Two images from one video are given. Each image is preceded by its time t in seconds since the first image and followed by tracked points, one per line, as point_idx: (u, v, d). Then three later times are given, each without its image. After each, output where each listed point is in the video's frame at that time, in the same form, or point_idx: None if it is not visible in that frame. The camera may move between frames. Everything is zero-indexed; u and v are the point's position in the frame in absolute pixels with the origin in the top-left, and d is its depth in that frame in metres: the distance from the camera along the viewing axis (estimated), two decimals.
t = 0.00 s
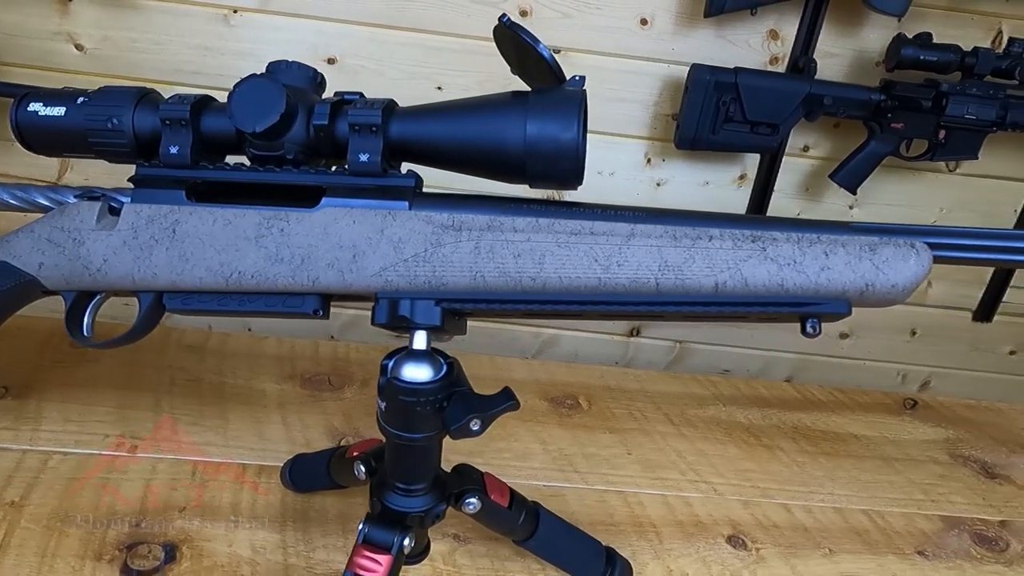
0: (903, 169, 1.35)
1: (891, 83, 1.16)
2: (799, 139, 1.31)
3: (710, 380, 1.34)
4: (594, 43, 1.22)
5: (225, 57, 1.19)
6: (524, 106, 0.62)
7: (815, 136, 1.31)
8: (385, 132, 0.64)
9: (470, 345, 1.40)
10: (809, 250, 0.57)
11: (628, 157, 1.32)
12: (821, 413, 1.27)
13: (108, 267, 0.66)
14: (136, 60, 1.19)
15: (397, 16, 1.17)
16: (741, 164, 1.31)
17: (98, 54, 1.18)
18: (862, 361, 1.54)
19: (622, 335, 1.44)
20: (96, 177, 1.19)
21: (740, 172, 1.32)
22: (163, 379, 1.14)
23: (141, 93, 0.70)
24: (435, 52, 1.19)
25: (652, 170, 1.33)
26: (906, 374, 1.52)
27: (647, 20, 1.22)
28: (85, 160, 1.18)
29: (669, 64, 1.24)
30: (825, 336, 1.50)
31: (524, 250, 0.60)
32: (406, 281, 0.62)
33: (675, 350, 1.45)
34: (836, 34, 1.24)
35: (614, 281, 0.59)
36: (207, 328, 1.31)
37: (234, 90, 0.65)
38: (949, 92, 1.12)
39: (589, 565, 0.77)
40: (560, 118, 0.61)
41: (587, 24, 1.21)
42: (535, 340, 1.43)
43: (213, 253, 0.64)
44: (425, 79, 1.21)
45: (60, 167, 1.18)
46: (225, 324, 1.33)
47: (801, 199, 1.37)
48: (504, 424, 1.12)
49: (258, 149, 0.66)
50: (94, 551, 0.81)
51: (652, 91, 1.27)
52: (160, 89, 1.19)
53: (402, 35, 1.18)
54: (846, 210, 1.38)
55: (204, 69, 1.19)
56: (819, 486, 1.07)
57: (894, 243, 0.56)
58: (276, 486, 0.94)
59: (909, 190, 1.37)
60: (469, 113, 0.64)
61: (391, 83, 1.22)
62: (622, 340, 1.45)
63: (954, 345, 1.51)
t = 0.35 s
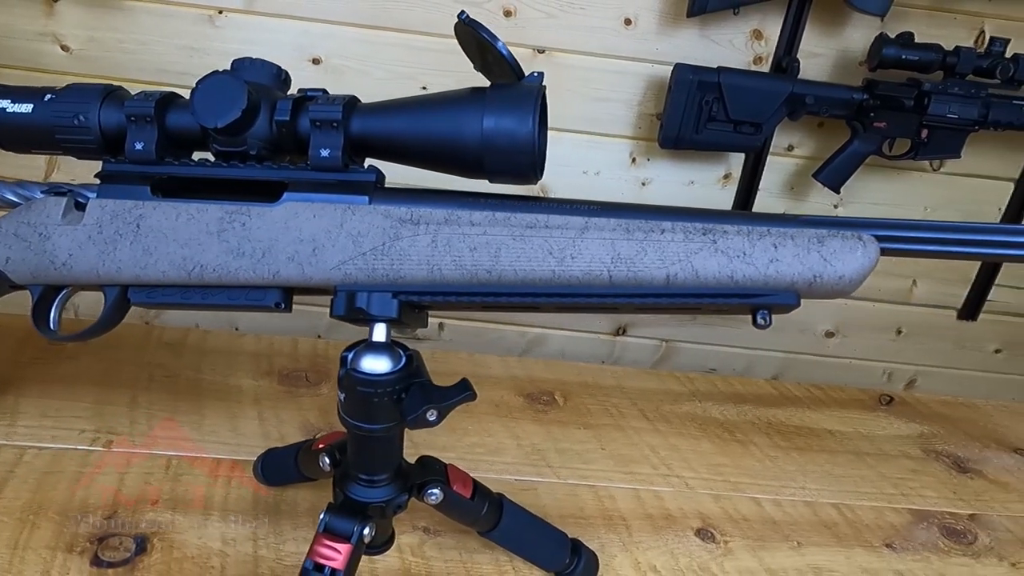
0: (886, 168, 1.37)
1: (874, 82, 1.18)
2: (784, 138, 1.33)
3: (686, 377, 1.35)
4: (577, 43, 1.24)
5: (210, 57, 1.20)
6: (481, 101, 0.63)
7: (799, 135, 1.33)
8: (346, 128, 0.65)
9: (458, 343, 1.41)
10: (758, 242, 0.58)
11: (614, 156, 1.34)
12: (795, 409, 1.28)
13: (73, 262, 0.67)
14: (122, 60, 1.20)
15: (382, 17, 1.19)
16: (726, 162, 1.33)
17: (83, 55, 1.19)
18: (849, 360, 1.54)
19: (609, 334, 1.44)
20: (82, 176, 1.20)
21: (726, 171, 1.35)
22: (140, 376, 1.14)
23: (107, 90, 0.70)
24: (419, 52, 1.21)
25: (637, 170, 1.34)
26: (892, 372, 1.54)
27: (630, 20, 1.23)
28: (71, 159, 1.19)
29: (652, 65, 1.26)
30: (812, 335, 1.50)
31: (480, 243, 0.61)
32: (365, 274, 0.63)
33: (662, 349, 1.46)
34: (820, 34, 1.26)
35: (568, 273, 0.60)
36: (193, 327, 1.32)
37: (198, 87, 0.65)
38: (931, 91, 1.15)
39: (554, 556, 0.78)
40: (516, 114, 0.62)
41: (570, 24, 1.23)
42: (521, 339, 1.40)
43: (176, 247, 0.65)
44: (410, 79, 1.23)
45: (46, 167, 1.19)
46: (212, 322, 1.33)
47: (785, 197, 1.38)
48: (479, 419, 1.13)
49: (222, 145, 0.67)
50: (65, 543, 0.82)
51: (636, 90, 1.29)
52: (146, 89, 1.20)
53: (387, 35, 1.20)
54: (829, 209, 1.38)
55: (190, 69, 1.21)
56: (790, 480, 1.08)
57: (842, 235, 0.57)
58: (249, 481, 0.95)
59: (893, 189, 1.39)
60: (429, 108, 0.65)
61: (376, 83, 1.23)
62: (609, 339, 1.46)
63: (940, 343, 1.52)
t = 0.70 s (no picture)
0: (870, 168, 1.38)
1: (855, 83, 1.19)
2: (768, 139, 1.34)
3: (664, 374, 1.36)
4: (564, 44, 1.25)
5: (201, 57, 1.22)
6: (433, 98, 0.64)
7: (784, 136, 1.34)
8: (303, 124, 0.66)
9: (450, 342, 1.43)
10: (699, 237, 0.59)
11: (602, 156, 1.35)
12: (770, 407, 1.29)
13: (36, 255, 0.69)
14: (115, 60, 1.22)
15: (373, 17, 1.21)
16: (712, 163, 1.34)
17: (77, 54, 1.21)
18: (837, 359, 1.55)
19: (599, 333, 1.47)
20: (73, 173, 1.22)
21: (712, 171, 1.36)
22: (119, 371, 1.16)
23: (73, 86, 0.71)
24: (408, 52, 1.23)
25: (625, 170, 1.35)
26: (879, 372, 1.56)
27: (616, 21, 1.24)
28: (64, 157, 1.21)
29: (639, 66, 1.27)
30: (800, 335, 1.51)
31: (430, 238, 0.62)
32: (318, 268, 0.64)
33: (650, 348, 1.48)
34: (804, 35, 1.27)
35: (515, 267, 0.61)
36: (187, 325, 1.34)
37: (158, 84, 0.66)
38: (912, 92, 1.16)
39: (514, 549, 0.79)
40: (467, 110, 0.63)
41: (558, 26, 1.24)
42: (512, 337, 1.43)
43: (135, 240, 0.66)
44: (399, 79, 1.25)
45: (40, 165, 1.22)
46: (206, 320, 1.35)
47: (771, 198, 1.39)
48: (453, 416, 1.14)
49: (183, 140, 0.68)
50: (34, 536, 0.83)
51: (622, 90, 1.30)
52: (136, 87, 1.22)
53: (377, 36, 1.22)
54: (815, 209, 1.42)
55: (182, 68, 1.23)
56: (760, 476, 1.09)
57: (780, 231, 0.59)
58: (220, 476, 0.96)
59: (877, 190, 1.40)
60: (384, 105, 0.66)
61: (366, 84, 1.25)
62: (598, 338, 1.47)
63: (926, 343, 1.53)
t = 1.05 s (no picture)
0: (856, 170, 1.39)
1: (840, 86, 1.19)
2: (754, 141, 1.34)
3: (643, 374, 1.37)
4: (550, 45, 1.26)
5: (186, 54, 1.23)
6: (398, 97, 0.64)
7: (770, 137, 1.34)
8: (268, 122, 0.66)
9: (436, 342, 1.43)
10: (659, 237, 0.60)
11: (587, 157, 1.35)
12: (747, 407, 1.29)
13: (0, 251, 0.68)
14: (98, 57, 1.22)
15: (358, 16, 1.21)
16: (698, 163, 1.35)
17: (59, 50, 1.21)
18: (821, 361, 1.56)
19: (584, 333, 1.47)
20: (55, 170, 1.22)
21: (698, 172, 1.36)
22: (95, 368, 1.15)
23: (39, 83, 0.70)
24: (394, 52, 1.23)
25: (610, 170, 1.36)
26: (864, 373, 1.56)
27: (601, 22, 1.25)
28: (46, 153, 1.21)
29: (624, 66, 1.28)
30: (785, 336, 1.52)
31: (392, 236, 0.62)
32: (281, 266, 0.64)
33: (636, 349, 1.49)
34: (789, 37, 1.27)
35: (477, 266, 0.61)
36: (171, 323, 1.35)
37: (122, 82, 0.65)
38: (896, 95, 1.18)
39: (482, 545, 0.79)
40: (431, 110, 0.63)
41: (544, 26, 1.24)
42: (498, 337, 1.44)
43: (99, 237, 0.66)
44: (384, 78, 1.25)
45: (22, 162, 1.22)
46: (190, 318, 1.36)
47: (757, 199, 1.39)
48: (430, 414, 1.14)
49: (149, 137, 0.68)
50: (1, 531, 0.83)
51: (607, 91, 1.30)
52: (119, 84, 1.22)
53: (362, 35, 1.22)
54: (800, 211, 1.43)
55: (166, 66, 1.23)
56: (734, 475, 1.10)
57: (738, 231, 0.60)
58: (193, 472, 0.96)
59: (863, 191, 1.40)
60: (349, 104, 0.66)
61: (351, 82, 1.25)
62: (584, 338, 1.48)
63: (910, 345, 1.54)
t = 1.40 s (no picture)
0: (839, 172, 1.39)
1: (822, 88, 1.20)
2: (738, 142, 1.34)
3: (622, 375, 1.37)
4: (534, 45, 1.26)
5: (168, 52, 1.22)
6: (363, 97, 0.64)
7: (754, 139, 1.34)
8: (233, 121, 0.65)
9: (421, 341, 1.43)
10: (621, 239, 0.60)
11: (571, 157, 1.35)
12: (725, 407, 1.30)
13: None
14: (79, 54, 1.21)
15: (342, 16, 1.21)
16: (682, 164, 1.35)
17: (39, 48, 1.20)
18: (804, 361, 1.56)
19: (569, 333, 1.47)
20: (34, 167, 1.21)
21: (682, 173, 1.36)
22: (69, 367, 1.15)
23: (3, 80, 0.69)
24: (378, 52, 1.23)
25: (595, 171, 1.35)
26: (848, 373, 1.57)
27: (586, 22, 1.25)
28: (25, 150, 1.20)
29: (608, 66, 1.28)
30: (769, 337, 1.52)
31: (355, 236, 0.62)
32: (244, 266, 0.64)
33: (621, 349, 1.49)
34: (772, 38, 1.27)
35: (440, 267, 0.61)
36: (154, 322, 1.35)
37: (85, 79, 0.64)
38: (877, 97, 1.18)
39: (451, 546, 0.79)
40: (395, 110, 0.63)
41: (529, 26, 1.24)
42: (483, 337, 1.44)
43: (61, 237, 0.66)
44: (367, 78, 1.25)
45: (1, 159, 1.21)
46: (173, 318, 1.36)
47: (741, 201, 1.39)
48: (406, 414, 1.14)
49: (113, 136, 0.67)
50: None
51: (592, 91, 1.30)
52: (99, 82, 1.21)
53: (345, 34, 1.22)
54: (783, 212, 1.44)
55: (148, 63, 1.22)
56: (709, 476, 1.10)
57: (700, 233, 0.61)
58: (164, 473, 0.95)
59: (846, 193, 1.41)
60: (314, 104, 0.65)
61: (335, 81, 1.25)
62: (569, 338, 1.48)
63: (892, 346, 1.55)
